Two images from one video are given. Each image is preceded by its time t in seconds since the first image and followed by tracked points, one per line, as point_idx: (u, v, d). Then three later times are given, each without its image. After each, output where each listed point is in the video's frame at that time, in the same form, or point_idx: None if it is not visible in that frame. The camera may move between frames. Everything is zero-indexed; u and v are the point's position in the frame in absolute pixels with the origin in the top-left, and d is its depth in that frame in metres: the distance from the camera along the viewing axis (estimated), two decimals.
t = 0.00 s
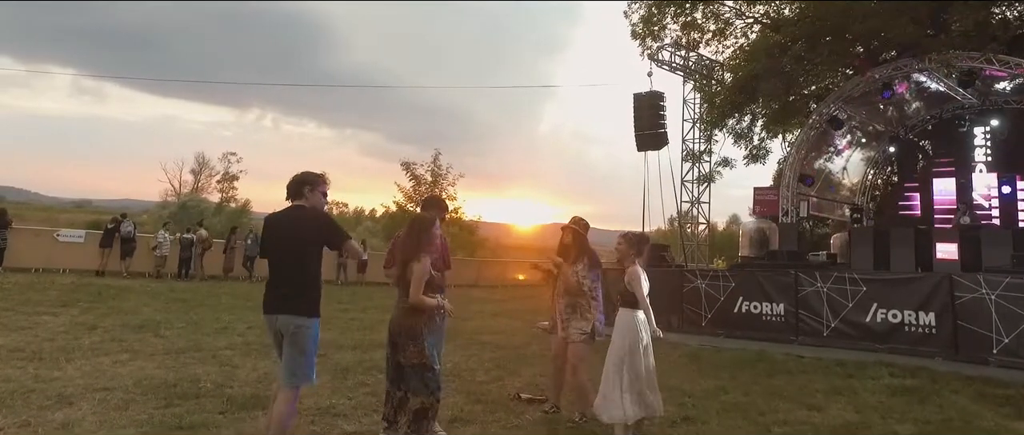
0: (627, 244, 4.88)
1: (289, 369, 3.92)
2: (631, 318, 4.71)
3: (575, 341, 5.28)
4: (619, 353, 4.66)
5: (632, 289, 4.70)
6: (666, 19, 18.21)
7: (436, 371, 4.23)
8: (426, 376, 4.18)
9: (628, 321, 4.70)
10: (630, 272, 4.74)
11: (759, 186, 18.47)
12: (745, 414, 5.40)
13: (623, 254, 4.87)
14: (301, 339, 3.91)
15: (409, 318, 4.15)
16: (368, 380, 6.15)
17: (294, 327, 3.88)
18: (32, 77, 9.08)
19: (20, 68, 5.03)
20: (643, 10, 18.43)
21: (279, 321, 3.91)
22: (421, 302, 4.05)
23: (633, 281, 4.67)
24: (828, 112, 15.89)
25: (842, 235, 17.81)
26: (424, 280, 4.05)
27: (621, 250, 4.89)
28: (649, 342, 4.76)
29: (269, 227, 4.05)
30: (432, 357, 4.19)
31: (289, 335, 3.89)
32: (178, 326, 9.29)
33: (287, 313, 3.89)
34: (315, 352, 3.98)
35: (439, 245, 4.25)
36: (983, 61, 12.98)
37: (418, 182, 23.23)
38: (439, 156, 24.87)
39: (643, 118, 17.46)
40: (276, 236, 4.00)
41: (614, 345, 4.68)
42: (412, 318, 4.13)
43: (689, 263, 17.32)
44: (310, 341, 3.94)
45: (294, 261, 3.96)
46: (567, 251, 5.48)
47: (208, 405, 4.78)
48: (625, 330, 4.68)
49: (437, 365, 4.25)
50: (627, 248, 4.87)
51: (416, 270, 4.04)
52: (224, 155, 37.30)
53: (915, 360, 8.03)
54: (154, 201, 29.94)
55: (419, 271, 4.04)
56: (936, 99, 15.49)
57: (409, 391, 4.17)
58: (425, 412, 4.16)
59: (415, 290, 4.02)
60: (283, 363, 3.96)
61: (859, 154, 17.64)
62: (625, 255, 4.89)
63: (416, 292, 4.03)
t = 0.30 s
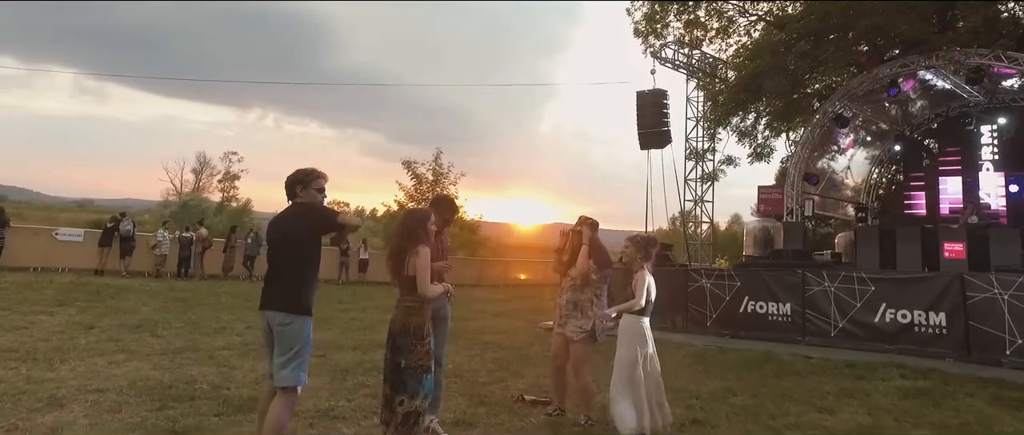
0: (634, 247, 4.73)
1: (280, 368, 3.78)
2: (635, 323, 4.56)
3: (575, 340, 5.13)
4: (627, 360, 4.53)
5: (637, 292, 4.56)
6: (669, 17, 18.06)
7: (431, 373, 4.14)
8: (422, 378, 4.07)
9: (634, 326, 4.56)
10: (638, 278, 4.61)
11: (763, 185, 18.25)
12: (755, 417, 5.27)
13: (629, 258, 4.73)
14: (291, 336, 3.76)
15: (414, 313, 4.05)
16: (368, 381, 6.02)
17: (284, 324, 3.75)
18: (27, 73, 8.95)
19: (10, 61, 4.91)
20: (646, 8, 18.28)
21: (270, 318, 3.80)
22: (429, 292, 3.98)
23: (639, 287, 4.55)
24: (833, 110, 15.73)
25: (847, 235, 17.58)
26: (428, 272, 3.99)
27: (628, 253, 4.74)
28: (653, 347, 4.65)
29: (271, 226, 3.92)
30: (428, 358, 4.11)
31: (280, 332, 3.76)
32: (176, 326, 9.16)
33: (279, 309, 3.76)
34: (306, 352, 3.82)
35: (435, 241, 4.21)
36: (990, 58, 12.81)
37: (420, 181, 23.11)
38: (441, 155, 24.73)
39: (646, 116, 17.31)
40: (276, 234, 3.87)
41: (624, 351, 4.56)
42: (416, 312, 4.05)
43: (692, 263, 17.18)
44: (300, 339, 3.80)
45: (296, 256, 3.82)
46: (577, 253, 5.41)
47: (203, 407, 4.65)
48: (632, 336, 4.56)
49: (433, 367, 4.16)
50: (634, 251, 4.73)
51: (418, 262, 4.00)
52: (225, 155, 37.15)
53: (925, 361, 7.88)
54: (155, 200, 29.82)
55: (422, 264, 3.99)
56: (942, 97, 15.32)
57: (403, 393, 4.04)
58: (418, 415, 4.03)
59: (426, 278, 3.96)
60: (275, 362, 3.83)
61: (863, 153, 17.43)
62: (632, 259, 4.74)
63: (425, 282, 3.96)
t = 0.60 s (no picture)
0: (637, 244, 4.61)
1: (285, 370, 3.67)
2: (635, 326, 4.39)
3: (585, 340, 5.00)
4: (628, 365, 4.39)
5: (641, 292, 4.41)
6: (671, 15, 17.94)
7: (432, 380, 4.01)
8: (423, 384, 3.93)
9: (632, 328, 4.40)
10: (643, 276, 4.47)
11: (767, 184, 18.13)
12: (764, 419, 5.16)
13: (635, 255, 4.60)
14: (290, 336, 3.63)
15: (410, 317, 3.92)
16: (369, 382, 5.91)
17: (281, 325, 3.64)
18: (24, 71, 8.85)
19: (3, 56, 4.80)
20: (648, 6, 18.16)
21: (267, 321, 3.70)
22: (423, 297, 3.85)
23: (644, 284, 4.40)
24: (838, 108, 15.57)
25: (851, 234, 17.41)
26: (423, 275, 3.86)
27: (633, 250, 4.62)
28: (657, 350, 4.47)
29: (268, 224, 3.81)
30: (431, 363, 3.98)
31: (280, 334, 3.64)
32: (175, 326, 9.05)
33: (275, 311, 3.64)
34: (311, 350, 3.68)
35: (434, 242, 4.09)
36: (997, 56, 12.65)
37: (421, 180, 23.01)
38: (442, 154, 24.62)
39: (649, 114, 17.17)
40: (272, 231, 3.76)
41: (624, 356, 4.42)
42: (413, 316, 3.92)
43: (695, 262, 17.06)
44: (302, 337, 3.67)
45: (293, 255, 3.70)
46: (582, 253, 5.32)
47: (199, 410, 4.53)
48: (637, 342, 4.39)
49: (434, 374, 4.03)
50: (638, 248, 4.61)
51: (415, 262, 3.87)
52: (226, 155, 37.03)
53: (935, 362, 7.75)
54: (156, 199, 29.75)
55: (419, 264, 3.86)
56: (948, 95, 15.19)
57: (404, 401, 3.91)
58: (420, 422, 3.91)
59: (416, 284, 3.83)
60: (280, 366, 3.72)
61: (866, 152, 17.24)
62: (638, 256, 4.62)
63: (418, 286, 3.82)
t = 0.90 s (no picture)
0: (643, 247, 4.39)
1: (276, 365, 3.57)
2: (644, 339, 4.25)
3: (599, 340, 4.91)
4: (628, 377, 4.25)
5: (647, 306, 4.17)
6: (673, 14, 17.83)
7: (429, 384, 3.89)
8: (418, 388, 3.82)
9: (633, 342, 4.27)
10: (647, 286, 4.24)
11: (770, 183, 18.00)
12: (773, 422, 5.05)
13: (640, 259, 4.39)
14: (281, 331, 3.53)
15: (399, 321, 3.83)
16: (369, 384, 5.79)
17: (272, 318, 3.53)
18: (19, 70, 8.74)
19: None
20: (650, 5, 18.05)
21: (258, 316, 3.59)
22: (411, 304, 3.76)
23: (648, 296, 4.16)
24: (843, 107, 15.41)
25: (855, 234, 17.25)
26: (410, 282, 3.78)
27: (638, 254, 4.40)
28: (663, 366, 4.29)
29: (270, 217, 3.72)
30: (428, 366, 3.88)
31: (270, 329, 3.54)
32: (173, 326, 8.95)
33: (265, 305, 3.54)
34: (302, 345, 3.56)
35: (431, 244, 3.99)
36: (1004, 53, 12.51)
37: (422, 180, 22.91)
38: (442, 154, 24.51)
39: (651, 113, 17.06)
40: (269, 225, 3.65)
41: (629, 365, 4.27)
42: (401, 321, 3.83)
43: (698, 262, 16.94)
44: (294, 331, 3.55)
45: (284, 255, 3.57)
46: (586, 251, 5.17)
47: (195, 413, 4.42)
48: (640, 355, 4.25)
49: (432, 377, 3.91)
50: (644, 252, 4.39)
51: (405, 266, 3.80)
52: (227, 155, 36.92)
53: (944, 363, 7.64)
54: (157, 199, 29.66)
55: (409, 270, 3.79)
56: (952, 94, 15.09)
57: (400, 404, 3.80)
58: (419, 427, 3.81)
59: (401, 290, 3.76)
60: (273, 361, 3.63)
61: (870, 152, 17.06)
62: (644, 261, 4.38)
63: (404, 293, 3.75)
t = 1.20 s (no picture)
0: (648, 244, 4.23)
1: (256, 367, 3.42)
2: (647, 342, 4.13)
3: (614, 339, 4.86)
4: (631, 380, 4.13)
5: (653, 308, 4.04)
6: (676, 11, 17.68)
7: (423, 382, 3.78)
8: (411, 385, 3.72)
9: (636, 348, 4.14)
10: (656, 289, 4.08)
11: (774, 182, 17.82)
12: (783, 424, 4.92)
13: (646, 257, 4.19)
14: (268, 336, 3.38)
15: (395, 318, 3.71)
16: (369, 385, 5.66)
17: (261, 320, 3.39)
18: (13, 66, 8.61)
19: None
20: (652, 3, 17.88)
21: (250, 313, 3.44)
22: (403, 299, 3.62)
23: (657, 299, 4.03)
24: (848, 104, 15.23)
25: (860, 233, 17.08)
26: (403, 277, 3.65)
27: (643, 252, 4.23)
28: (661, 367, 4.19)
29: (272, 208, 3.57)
30: (422, 365, 3.76)
31: (257, 330, 3.39)
32: (170, 326, 8.82)
33: (256, 303, 3.39)
34: (284, 354, 3.41)
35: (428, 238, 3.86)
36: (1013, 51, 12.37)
37: (423, 179, 22.78)
38: (443, 153, 24.36)
39: (654, 111, 16.93)
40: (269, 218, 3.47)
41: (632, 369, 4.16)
42: (396, 318, 3.71)
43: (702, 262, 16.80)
44: (282, 338, 3.41)
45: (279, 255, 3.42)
46: (586, 250, 5.08)
47: (188, 415, 4.29)
48: (640, 356, 4.13)
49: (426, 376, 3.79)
50: (649, 249, 4.22)
51: (398, 261, 3.67)
52: (228, 155, 36.76)
53: (955, 364, 7.50)
54: (157, 199, 29.53)
55: (402, 265, 3.66)
56: (959, 91, 14.95)
57: (394, 403, 3.73)
58: (408, 428, 3.71)
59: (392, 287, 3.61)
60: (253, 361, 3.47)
61: (874, 151, 16.86)
62: (651, 259, 4.20)
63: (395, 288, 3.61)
